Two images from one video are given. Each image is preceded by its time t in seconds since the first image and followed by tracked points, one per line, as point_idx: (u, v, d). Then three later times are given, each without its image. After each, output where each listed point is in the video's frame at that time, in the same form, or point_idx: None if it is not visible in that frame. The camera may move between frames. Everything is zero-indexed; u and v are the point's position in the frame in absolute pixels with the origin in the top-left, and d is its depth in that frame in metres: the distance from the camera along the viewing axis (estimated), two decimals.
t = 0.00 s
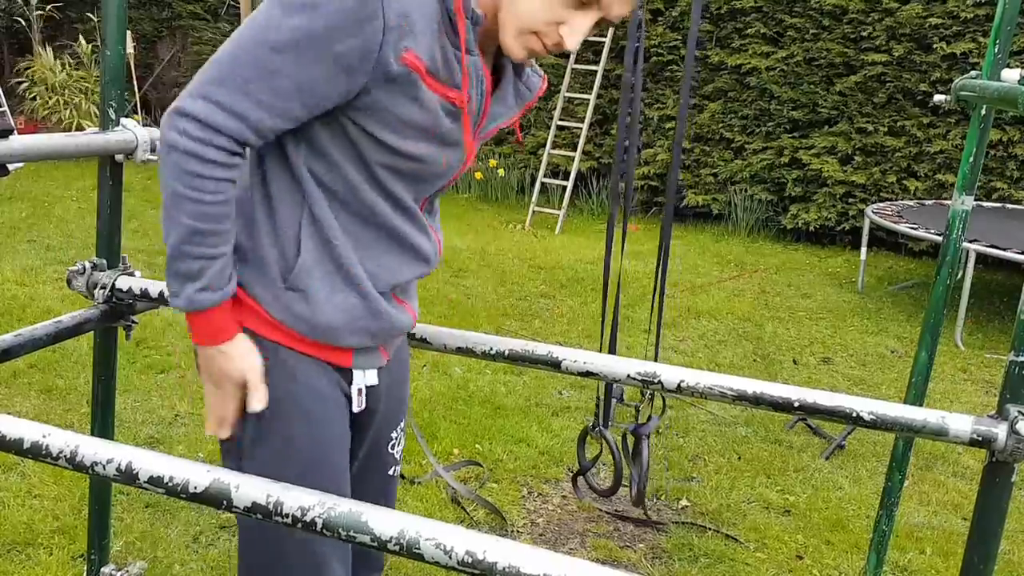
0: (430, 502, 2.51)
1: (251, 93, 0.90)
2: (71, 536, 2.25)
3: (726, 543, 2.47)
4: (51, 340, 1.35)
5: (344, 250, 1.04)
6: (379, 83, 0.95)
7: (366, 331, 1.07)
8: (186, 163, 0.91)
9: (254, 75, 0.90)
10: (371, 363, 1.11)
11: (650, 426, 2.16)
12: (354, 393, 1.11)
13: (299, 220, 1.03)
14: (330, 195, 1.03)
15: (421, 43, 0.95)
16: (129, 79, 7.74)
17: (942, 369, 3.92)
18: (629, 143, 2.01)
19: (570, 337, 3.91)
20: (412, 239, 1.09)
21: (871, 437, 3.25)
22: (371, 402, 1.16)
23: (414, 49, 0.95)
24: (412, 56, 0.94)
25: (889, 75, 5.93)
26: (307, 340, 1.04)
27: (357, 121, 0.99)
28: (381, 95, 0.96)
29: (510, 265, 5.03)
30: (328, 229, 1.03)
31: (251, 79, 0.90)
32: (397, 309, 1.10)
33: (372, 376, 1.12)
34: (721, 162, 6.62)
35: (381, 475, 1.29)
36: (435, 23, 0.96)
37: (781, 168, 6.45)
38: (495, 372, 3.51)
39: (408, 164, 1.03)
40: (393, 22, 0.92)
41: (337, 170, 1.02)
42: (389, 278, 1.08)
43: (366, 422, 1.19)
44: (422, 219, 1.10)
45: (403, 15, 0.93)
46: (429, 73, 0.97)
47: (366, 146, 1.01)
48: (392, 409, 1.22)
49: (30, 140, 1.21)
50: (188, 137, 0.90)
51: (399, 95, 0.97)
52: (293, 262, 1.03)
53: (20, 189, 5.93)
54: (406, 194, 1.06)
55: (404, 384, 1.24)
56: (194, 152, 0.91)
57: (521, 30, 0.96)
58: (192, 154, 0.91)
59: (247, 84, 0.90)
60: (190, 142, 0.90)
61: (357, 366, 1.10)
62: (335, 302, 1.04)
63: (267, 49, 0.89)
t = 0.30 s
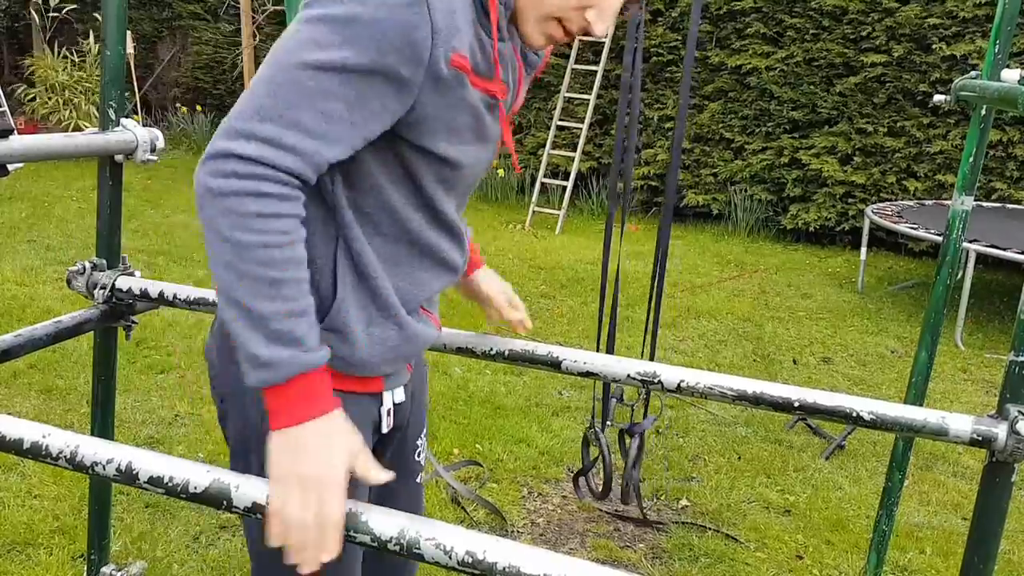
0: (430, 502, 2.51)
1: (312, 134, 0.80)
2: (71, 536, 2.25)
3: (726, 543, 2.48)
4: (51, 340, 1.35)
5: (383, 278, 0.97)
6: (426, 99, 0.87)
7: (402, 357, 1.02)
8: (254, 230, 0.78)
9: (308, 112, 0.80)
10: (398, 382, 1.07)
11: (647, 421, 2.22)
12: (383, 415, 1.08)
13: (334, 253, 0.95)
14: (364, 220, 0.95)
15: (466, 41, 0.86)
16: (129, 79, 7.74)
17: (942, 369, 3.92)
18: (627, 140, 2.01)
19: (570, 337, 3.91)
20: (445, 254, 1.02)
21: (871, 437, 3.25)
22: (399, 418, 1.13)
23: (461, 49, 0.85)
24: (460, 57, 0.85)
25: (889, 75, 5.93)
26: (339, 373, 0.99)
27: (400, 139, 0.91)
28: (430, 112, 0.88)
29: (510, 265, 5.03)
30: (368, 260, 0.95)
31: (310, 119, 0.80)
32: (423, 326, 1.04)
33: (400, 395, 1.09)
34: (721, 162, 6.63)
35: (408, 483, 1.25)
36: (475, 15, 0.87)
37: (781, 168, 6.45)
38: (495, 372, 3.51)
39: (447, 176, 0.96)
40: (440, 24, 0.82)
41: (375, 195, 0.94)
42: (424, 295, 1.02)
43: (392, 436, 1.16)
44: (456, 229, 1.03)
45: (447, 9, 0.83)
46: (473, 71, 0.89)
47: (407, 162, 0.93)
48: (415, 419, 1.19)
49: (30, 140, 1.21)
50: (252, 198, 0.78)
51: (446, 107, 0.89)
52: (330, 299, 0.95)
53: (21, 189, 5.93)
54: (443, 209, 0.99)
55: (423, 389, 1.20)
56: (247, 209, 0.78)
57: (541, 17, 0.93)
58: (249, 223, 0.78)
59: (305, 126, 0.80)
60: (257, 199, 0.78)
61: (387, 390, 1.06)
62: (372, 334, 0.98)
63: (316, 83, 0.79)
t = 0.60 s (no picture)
0: (430, 502, 2.51)
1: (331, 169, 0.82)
2: (72, 536, 2.25)
3: (726, 542, 2.47)
4: (51, 340, 1.35)
5: (394, 294, 0.97)
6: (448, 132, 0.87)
7: (408, 371, 1.02)
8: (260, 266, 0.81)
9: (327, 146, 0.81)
10: (402, 390, 1.07)
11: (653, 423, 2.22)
12: (389, 422, 1.08)
13: (346, 265, 0.95)
14: (375, 236, 0.95)
15: (488, 88, 0.87)
16: (129, 78, 7.74)
17: (942, 368, 3.92)
18: (627, 141, 2.02)
19: (570, 337, 3.91)
20: (452, 273, 1.03)
21: (871, 437, 3.25)
22: (403, 424, 1.13)
23: (481, 95, 0.87)
24: (478, 103, 0.86)
25: (889, 75, 5.92)
26: (347, 384, 0.99)
27: (414, 172, 0.91)
28: (447, 146, 0.89)
29: (510, 265, 5.03)
30: (379, 278, 0.96)
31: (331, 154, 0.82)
32: (430, 340, 1.04)
33: (404, 401, 1.09)
34: (721, 162, 6.63)
35: (413, 491, 1.23)
36: (498, 62, 0.88)
37: (781, 168, 6.46)
38: (495, 372, 3.51)
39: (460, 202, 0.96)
40: (465, 71, 0.84)
41: (387, 214, 0.94)
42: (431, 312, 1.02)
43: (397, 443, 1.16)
44: (463, 251, 1.04)
45: (470, 58, 0.85)
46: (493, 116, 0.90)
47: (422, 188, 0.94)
48: (418, 426, 1.18)
49: (30, 140, 1.21)
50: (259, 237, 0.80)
51: (466, 143, 0.89)
52: (339, 314, 0.95)
53: (20, 189, 5.94)
54: (451, 231, 1.00)
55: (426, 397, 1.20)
56: (250, 246, 0.80)
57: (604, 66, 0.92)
58: (243, 273, 0.80)
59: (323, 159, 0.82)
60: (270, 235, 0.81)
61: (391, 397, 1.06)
62: (381, 348, 0.98)
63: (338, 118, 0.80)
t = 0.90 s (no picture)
0: (430, 502, 2.51)
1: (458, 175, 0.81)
2: (72, 537, 2.25)
3: (726, 542, 2.47)
4: (51, 340, 1.35)
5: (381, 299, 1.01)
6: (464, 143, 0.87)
7: (390, 368, 1.07)
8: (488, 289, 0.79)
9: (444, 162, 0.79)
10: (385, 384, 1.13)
11: (662, 427, 2.19)
12: (375, 414, 1.13)
13: (333, 273, 0.98)
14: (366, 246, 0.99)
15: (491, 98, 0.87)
16: (128, 78, 7.74)
17: (942, 368, 3.92)
18: (627, 141, 2.02)
19: (570, 337, 3.91)
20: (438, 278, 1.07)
21: (871, 437, 3.25)
22: (385, 415, 1.19)
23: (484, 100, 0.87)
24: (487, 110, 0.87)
25: (889, 74, 5.92)
26: (336, 384, 1.04)
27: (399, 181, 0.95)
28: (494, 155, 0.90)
29: (510, 265, 5.03)
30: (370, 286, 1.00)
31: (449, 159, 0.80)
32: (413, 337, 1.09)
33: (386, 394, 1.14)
34: (721, 161, 6.63)
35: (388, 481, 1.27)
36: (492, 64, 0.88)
37: (781, 168, 6.46)
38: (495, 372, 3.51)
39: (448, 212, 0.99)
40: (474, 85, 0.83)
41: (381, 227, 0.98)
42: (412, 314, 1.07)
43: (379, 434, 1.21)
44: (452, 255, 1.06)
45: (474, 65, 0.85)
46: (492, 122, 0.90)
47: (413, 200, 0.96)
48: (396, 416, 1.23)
49: (31, 141, 1.21)
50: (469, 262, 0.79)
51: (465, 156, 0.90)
52: (329, 319, 1.00)
53: (20, 189, 5.94)
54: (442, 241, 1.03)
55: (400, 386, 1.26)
56: (467, 292, 0.78)
57: (576, 73, 0.94)
58: (472, 325, 0.78)
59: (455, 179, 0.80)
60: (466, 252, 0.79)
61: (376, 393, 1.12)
62: (368, 348, 1.02)
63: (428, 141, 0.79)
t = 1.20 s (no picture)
0: (430, 503, 2.51)
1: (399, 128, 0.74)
2: (71, 537, 2.25)
3: (726, 543, 2.47)
4: (50, 340, 1.35)
5: (381, 295, 0.97)
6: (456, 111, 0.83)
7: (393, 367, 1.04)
8: (370, 166, 0.72)
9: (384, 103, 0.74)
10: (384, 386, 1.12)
11: (673, 431, 2.17)
12: (373, 418, 1.12)
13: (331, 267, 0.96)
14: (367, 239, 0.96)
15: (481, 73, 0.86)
16: (128, 78, 7.75)
17: (942, 368, 3.92)
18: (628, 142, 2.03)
19: (570, 337, 3.90)
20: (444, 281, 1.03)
21: (871, 437, 3.24)
22: (384, 419, 1.18)
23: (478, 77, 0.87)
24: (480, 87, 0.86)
25: (889, 75, 5.92)
26: (334, 384, 1.03)
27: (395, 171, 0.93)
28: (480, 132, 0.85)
29: (510, 265, 5.02)
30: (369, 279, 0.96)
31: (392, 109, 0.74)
32: (413, 338, 1.06)
33: (385, 397, 1.14)
34: (721, 162, 6.64)
35: (386, 484, 1.27)
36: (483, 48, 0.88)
37: (781, 168, 6.46)
38: (495, 372, 3.51)
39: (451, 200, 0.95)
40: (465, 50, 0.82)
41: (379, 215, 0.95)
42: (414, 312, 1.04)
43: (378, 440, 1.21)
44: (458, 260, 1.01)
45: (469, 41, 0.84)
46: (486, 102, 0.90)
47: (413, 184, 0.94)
48: (397, 418, 1.23)
49: (28, 140, 1.20)
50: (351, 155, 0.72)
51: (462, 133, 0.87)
52: (326, 314, 0.98)
53: (20, 189, 5.93)
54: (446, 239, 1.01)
55: (400, 390, 1.26)
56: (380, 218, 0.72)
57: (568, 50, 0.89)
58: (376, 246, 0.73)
59: (384, 124, 0.74)
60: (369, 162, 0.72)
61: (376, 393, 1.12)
62: (366, 345, 0.99)
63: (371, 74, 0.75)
